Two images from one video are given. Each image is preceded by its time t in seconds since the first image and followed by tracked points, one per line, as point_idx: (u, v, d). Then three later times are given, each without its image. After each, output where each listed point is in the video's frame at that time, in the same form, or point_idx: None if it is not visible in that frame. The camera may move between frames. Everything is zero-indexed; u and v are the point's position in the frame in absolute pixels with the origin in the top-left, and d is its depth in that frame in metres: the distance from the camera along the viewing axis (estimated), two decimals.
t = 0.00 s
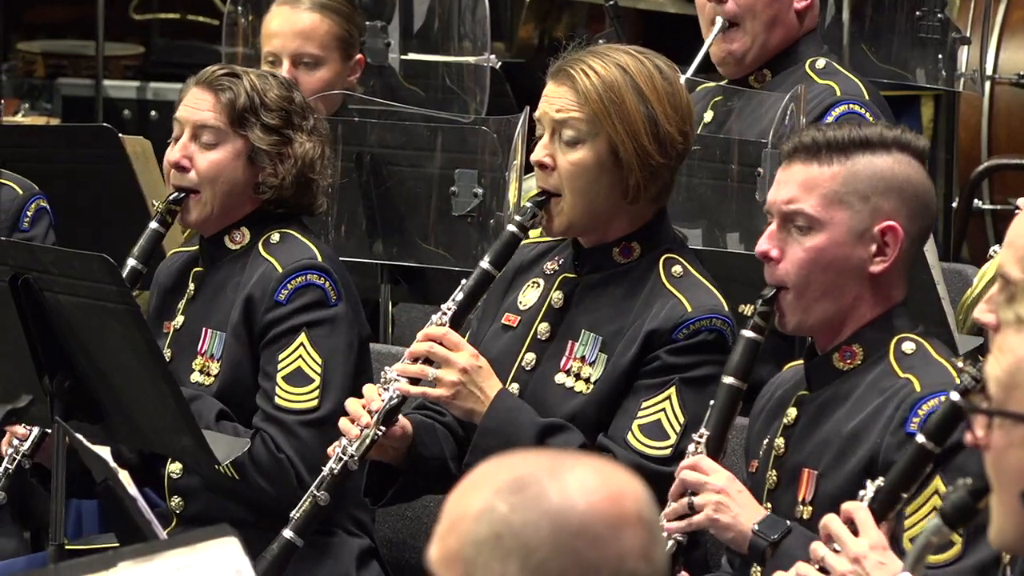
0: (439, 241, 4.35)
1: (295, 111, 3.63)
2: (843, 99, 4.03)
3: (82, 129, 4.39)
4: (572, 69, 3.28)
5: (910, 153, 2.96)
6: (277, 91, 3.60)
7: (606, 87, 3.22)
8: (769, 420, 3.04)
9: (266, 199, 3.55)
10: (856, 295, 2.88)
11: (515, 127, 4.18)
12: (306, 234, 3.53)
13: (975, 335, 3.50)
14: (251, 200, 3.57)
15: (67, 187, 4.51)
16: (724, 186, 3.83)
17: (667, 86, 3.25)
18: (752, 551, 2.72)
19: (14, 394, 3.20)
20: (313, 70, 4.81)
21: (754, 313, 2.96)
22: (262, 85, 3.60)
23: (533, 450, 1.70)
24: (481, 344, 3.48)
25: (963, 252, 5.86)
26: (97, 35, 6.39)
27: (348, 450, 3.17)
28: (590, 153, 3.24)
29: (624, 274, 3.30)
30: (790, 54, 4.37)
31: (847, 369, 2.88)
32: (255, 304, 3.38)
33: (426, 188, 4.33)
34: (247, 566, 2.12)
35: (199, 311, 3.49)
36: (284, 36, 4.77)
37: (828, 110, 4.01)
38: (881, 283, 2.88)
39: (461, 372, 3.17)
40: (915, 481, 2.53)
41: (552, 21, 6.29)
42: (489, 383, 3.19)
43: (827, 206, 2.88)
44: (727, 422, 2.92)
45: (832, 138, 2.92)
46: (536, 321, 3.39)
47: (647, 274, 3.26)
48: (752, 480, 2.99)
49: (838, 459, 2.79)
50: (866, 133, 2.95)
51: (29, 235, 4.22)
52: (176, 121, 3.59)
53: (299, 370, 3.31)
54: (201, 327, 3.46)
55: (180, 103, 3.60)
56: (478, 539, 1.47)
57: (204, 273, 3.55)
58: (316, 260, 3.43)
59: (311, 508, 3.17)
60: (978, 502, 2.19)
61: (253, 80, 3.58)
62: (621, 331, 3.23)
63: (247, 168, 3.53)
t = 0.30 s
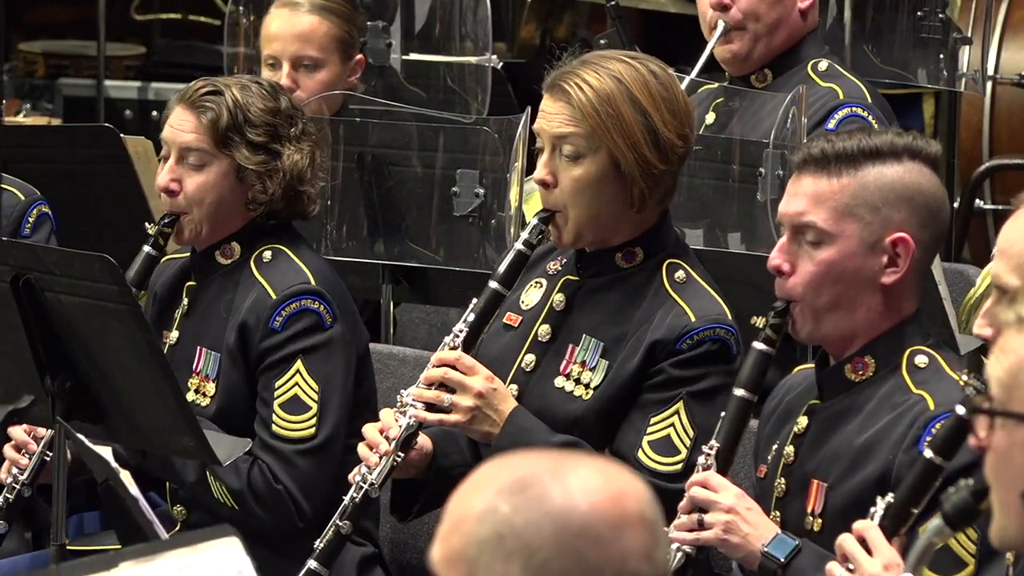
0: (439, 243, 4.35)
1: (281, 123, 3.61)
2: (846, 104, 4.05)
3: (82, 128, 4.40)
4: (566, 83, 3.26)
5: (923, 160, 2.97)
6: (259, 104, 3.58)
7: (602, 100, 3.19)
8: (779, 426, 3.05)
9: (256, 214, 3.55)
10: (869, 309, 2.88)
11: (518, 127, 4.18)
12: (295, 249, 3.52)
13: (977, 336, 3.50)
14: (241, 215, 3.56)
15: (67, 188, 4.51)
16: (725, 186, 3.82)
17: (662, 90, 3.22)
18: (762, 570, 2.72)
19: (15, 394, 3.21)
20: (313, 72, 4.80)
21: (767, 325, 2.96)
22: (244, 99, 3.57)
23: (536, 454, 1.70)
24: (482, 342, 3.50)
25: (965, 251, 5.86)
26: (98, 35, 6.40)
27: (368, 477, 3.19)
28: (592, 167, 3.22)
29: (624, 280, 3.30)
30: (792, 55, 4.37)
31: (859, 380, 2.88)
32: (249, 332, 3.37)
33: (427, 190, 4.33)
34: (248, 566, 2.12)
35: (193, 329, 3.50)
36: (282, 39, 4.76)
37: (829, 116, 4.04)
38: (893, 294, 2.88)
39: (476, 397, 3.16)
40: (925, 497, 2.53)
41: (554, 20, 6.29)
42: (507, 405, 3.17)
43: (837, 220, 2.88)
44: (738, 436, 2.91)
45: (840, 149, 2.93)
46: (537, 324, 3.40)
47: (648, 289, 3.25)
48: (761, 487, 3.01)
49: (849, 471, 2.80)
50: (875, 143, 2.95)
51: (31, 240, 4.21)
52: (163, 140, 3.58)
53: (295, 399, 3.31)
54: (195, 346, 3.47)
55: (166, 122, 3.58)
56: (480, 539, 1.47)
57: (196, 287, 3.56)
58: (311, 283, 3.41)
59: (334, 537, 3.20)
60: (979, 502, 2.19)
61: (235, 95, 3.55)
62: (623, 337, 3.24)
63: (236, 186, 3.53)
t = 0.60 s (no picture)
0: (440, 243, 4.34)
1: (284, 132, 3.61)
2: (848, 109, 4.04)
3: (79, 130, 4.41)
4: (569, 88, 3.26)
5: (925, 163, 2.97)
6: (264, 112, 3.58)
7: (606, 104, 3.19)
8: (781, 428, 3.06)
9: (254, 222, 3.54)
10: (871, 311, 2.88)
11: (518, 129, 4.19)
12: (290, 257, 3.52)
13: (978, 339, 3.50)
14: (239, 221, 3.56)
15: (68, 190, 4.51)
16: (726, 188, 3.82)
17: (665, 94, 3.23)
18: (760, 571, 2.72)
19: (17, 396, 3.20)
20: (313, 75, 4.81)
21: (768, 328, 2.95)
22: (249, 106, 3.57)
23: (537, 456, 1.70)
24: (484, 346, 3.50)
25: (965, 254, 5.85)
26: (98, 38, 6.40)
27: (374, 484, 3.20)
28: (597, 172, 3.22)
29: (627, 285, 3.30)
30: (793, 58, 4.37)
31: (862, 384, 2.88)
32: (242, 343, 3.37)
33: (427, 192, 4.33)
34: (248, 567, 2.12)
35: (191, 333, 3.51)
36: (281, 41, 4.77)
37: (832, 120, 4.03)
38: (895, 297, 2.88)
39: (482, 402, 3.16)
40: (926, 501, 2.54)
41: (555, 23, 6.31)
42: (512, 410, 3.17)
43: (839, 223, 2.88)
44: (740, 438, 2.91)
45: (842, 153, 2.93)
46: (540, 328, 3.39)
47: (648, 295, 3.26)
48: (762, 490, 3.00)
49: (850, 475, 2.80)
50: (877, 146, 2.95)
51: (31, 242, 4.22)
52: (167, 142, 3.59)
53: (284, 412, 3.31)
54: (194, 352, 3.47)
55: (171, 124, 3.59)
56: (481, 541, 1.47)
57: (194, 292, 3.56)
58: (304, 297, 3.40)
59: (339, 544, 3.19)
60: (980, 506, 2.19)
61: (238, 102, 3.55)
62: (626, 344, 3.24)
63: (234, 193, 3.53)
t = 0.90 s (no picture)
0: (440, 247, 4.34)
1: (287, 141, 3.57)
2: (848, 115, 4.04)
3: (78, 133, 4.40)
4: (570, 94, 3.26)
5: (918, 163, 2.96)
6: (265, 121, 3.54)
7: (607, 110, 3.19)
8: (778, 430, 3.06)
9: (259, 228, 3.52)
10: (866, 312, 2.88)
11: (517, 134, 4.19)
12: (296, 265, 3.52)
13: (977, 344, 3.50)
14: (244, 229, 3.55)
15: (69, 195, 4.52)
16: (726, 193, 3.81)
17: (667, 100, 3.22)
18: (758, 570, 2.72)
19: (15, 400, 3.22)
20: (312, 78, 4.81)
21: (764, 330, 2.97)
22: (251, 115, 3.54)
23: (534, 459, 1.69)
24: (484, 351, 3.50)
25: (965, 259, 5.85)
26: (97, 42, 6.40)
27: (375, 489, 3.18)
28: (597, 179, 3.22)
29: (625, 292, 3.30)
30: (792, 62, 4.37)
31: (857, 385, 2.88)
32: (246, 349, 3.37)
33: (427, 196, 4.33)
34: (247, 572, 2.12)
35: (195, 341, 3.52)
36: (281, 45, 4.77)
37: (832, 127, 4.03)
38: (890, 297, 2.88)
39: (483, 408, 3.16)
40: (925, 502, 2.54)
41: (553, 28, 6.27)
42: (513, 416, 3.17)
43: (833, 224, 2.88)
44: (736, 440, 2.90)
45: (835, 154, 2.93)
46: (537, 335, 3.39)
47: (650, 298, 3.26)
48: (759, 493, 3.01)
49: (846, 476, 2.80)
50: (870, 147, 2.94)
51: (30, 246, 4.21)
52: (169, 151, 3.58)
53: (287, 419, 3.31)
54: (198, 359, 3.49)
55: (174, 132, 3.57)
56: (478, 546, 1.46)
57: (200, 298, 3.58)
58: (309, 306, 3.40)
59: (339, 550, 3.19)
60: (981, 510, 2.18)
61: (241, 110, 3.52)
62: (625, 350, 3.24)
63: (237, 204, 3.51)
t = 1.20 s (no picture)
0: (438, 255, 4.35)
1: (286, 150, 3.57)
2: (845, 123, 4.04)
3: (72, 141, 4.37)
4: (555, 107, 3.26)
5: (908, 170, 2.96)
6: (264, 131, 3.53)
7: (592, 123, 3.19)
8: (771, 440, 3.06)
9: (260, 239, 3.52)
10: (858, 319, 2.88)
11: (513, 141, 4.19)
12: (301, 275, 3.51)
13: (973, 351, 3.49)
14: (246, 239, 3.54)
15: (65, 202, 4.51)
16: (721, 200, 3.81)
17: (652, 113, 3.23)
18: None
19: (11, 409, 3.24)
20: (308, 84, 4.81)
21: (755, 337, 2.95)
22: (250, 126, 3.52)
23: (529, 466, 1.69)
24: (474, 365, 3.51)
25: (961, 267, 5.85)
26: (94, 49, 6.39)
27: (367, 507, 3.19)
28: (583, 192, 3.22)
29: (609, 305, 3.30)
30: (788, 70, 4.37)
31: (849, 392, 2.88)
32: (254, 362, 3.37)
33: (423, 204, 4.33)
34: None
35: (197, 352, 3.52)
36: (278, 51, 4.77)
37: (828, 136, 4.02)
38: (881, 304, 2.88)
39: (473, 427, 3.15)
40: (920, 511, 2.55)
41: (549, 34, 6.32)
42: (504, 433, 3.16)
43: (825, 230, 2.88)
44: (729, 448, 2.90)
45: (827, 162, 2.93)
46: (528, 348, 3.40)
47: (640, 308, 3.26)
48: (753, 501, 3.00)
49: (839, 483, 2.80)
50: (862, 154, 2.95)
51: (27, 254, 4.20)
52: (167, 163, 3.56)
53: (297, 430, 3.31)
54: (201, 369, 3.49)
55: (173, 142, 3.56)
56: (475, 553, 1.46)
57: (203, 307, 3.56)
58: (317, 316, 3.40)
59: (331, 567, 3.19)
60: (979, 518, 2.18)
61: (239, 122, 3.51)
62: (615, 363, 3.24)
63: (238, 215, 3.50)
